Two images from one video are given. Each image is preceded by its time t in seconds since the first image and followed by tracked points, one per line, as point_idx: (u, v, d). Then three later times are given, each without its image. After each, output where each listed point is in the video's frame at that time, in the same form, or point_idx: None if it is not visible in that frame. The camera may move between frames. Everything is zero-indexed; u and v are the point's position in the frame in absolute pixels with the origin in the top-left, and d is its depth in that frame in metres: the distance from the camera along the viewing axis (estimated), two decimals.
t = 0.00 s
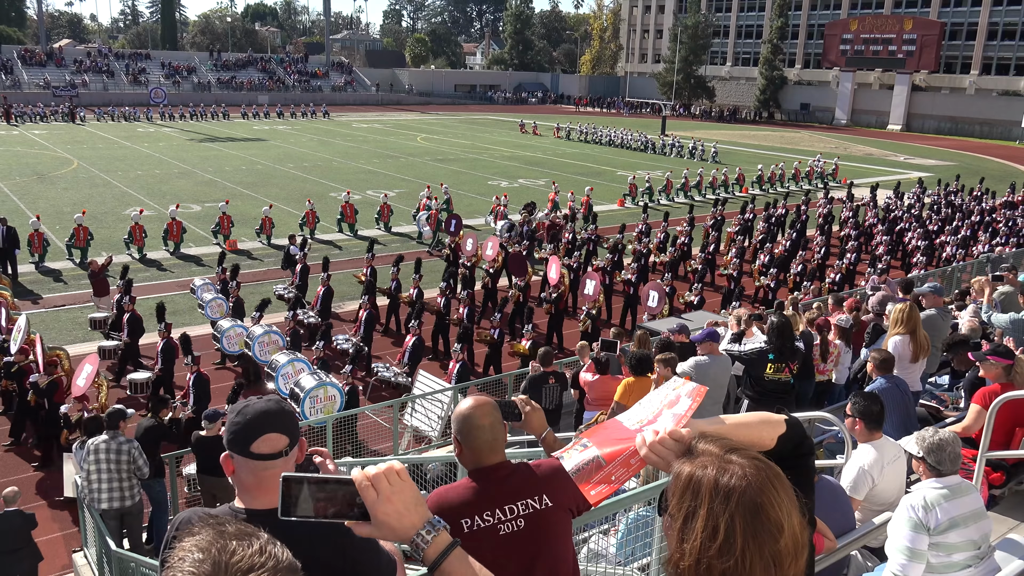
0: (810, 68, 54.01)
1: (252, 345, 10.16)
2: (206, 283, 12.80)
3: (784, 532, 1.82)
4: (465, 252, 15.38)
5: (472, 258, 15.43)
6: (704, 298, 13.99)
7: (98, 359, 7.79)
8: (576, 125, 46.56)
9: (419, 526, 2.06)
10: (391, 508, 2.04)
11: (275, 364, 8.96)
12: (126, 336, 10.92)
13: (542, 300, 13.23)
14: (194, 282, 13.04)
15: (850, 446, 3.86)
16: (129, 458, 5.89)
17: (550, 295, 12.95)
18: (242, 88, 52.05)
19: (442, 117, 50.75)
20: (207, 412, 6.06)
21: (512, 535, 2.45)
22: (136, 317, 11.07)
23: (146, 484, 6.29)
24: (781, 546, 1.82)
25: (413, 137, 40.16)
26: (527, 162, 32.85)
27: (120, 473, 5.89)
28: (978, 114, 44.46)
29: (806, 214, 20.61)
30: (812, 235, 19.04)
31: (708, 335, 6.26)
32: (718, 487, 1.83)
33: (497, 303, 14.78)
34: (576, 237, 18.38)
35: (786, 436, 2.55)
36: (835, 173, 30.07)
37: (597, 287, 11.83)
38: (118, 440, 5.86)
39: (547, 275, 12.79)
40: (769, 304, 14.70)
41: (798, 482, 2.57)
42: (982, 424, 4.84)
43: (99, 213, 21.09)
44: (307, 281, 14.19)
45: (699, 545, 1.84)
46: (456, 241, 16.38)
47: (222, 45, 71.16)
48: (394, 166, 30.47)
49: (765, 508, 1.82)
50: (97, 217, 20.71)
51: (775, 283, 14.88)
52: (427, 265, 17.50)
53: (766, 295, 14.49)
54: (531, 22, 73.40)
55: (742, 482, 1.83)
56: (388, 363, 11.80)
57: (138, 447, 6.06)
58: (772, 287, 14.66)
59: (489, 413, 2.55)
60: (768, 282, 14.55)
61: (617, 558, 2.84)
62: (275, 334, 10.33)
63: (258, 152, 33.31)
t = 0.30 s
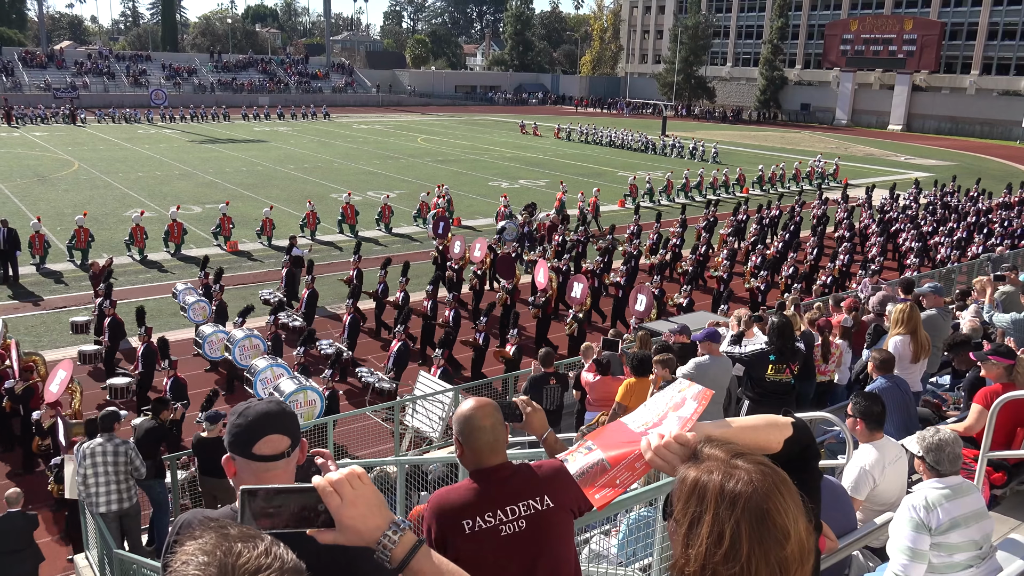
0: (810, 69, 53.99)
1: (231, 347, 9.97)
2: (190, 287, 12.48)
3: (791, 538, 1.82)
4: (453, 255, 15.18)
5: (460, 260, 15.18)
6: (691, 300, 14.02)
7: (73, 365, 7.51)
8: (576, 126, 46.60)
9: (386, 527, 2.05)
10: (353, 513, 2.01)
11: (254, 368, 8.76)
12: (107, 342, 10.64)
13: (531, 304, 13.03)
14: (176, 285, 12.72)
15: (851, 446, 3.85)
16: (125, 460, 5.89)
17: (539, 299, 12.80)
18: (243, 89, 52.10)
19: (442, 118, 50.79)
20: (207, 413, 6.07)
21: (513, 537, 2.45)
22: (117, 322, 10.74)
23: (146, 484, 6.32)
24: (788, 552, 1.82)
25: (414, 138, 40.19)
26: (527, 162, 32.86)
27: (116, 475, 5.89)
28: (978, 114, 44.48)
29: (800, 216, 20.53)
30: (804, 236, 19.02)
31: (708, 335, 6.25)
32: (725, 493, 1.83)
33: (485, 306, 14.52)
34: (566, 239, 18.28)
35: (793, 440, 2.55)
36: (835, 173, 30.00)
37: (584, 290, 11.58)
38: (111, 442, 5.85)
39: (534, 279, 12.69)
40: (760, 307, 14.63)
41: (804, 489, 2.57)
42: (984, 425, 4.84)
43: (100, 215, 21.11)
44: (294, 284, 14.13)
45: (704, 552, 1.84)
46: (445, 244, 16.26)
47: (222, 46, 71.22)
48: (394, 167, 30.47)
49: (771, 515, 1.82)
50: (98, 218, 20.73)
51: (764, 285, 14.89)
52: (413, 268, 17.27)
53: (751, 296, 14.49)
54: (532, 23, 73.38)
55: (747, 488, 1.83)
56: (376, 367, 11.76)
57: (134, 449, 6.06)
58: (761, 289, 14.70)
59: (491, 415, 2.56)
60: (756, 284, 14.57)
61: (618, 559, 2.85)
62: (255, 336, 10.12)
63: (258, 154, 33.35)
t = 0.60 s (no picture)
0: (810, 69, 53.95)
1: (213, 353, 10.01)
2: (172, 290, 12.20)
3: (792, 542, 1.82)
4: (441, 258, 15.13)
5: (447, 263, 15.12)
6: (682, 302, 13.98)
7: (46, 373, 7.51)
8: (577, 126, 46.62)
9: (349, 533, 2.03)
10: (312, 520, 2.01)
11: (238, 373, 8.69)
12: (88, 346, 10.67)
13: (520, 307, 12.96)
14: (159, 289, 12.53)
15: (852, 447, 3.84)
16: (124, 461, 5.90)
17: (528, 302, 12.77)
18: (243, 90, 52.13)
19: (442, 119, 50.82)
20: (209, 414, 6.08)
21: (514, 538, 2.44)
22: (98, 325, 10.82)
23: (145, 485, 6.31)
24: (789, 556, 1.82)
25: (414, 139, 40.19)
26: (527, 163, 32.85)
27: (116, 476, 5.89)
28: (979, 114, 44.51)
29: (795, 217, 20.53)
30: (796, 239, 19.08)
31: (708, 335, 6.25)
32: (726, 497, 1.83)
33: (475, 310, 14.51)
34: (557, 241, 18.26)
35: (796, 443, 2.54)
36: (836, 173, 29.96)
37: (571, 294, 11.47)
38: (110, 444, 5.86)
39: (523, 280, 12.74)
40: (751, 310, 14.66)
41: (805, 493, 2.57)
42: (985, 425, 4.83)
43: (101, 216, 21.12)
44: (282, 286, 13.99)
45: (705, 556, 1.84)
46: (432, 245, 16.16)
47: (223, 47, 71.27)
48: (395, 168, 30.47)
49: (772, 518, 1.82)
50: (99, 219, 20.75)
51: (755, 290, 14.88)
52: (399, 271, 17.12)
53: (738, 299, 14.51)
54: (532, 23, 73.36)
55: (748, 491, 1.83)
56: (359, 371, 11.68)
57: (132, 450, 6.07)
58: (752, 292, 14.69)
59: (491, 416, 2.58)
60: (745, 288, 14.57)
61: (619, 560, 2.85)
62: (238, 341, 10.17)
63: (259, 155, 33.36)
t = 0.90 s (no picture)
0: (811, 71, 53.97)
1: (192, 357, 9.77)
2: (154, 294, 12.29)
3: (781, 545, 1.82)
4: (428, 260, 15.08)
5: (436, 266, 15.10)
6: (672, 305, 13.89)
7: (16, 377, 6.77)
8: (577, 128, 46.64)
9: (322, 535, 2.01)
10: (286, 524, 2.00)
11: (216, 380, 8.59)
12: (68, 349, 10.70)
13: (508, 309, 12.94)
14: (140, 292, 12.43)
15: (852, 448, 3.84)
16: (127, 462, 5.90)
17: (516, 304, 12.75)
18: (244, 91, 52.16)
19: (442, 121, 50.85)
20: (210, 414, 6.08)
21: (514, 539, 2.44)
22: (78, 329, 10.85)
23: (145, 485, 6.31)
24: (778, 561, 1.82)
25: (415, 140, 40.22)
26: (527, 164, 32.86)
27: (119, 476, 5.89)
28: (980, 115, 44.57)
29: (789, 220, 20.53)
30: (791, 241, 19.06)
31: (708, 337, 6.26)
32: (716, 497, 1.83)
33: (463, 313, 14.49)
34: (548, 243, 18.23)
35: (798, 445, 2.54)
36: (836, 174, 29.93)
37: (559, 297, 11.43)
38: (112, 445, 5.86)
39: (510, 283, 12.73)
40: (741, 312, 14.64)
41: (804, 494, 2.57)
42: (985, 426, 4.83)
43: (101, 217, 21.13)
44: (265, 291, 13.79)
45: (694, 555, 1.84)
46: (419, 248, 16.16)
47: (224, 48, 71.35)
48: (396, 169, 30.50)
49: (763, 520, 1.82)
50: (99, 220, 20.77)
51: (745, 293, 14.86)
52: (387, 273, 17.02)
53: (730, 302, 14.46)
54: (533, 25, 73.38)
55: (740, 492, 1.82)
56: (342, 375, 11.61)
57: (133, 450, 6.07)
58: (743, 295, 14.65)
59: (490, 417, 2.57)
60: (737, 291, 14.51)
61: (619, 561, 2.86)
62: (217, 345, 9.95)
63: (260, 155, 33.39)
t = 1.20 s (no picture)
0: (810, 71, 54.03)
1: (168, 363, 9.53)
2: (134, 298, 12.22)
3: (761, 544, 1.82)
4: (413, 263, 14.98)
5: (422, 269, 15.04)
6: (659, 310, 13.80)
7: None
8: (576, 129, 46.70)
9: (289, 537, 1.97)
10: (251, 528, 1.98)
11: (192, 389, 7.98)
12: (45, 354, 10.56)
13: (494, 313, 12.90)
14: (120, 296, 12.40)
15: (851, 449, 3.84)
16: (127, 463, 5.90)
17: (501, 308, 12.72)
18: (243, 92, 52.22)
19: (441, 122, 50.90)
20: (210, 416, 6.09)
21: (514, 540, 2.44)
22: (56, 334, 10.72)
23: (144, 487, 6.31)
24: (758, 559, 1.81)
25: (414, 141, 40.28)
26: (526, 165, 32.89)
27: (120, 477, 5.89)
28: (979, 116, 44.72)
29: (781, 222, 20.50)
30: (783, 244, 19.08)
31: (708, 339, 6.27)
32: (698, 494, 1.83)
33: (449, 317, 14.44)
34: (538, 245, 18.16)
35: (797, 447, 2.54)
36: (835, 175, 29.95)
37: (543, 302, 11.38)
38: (112, 445, 5.85)
39: (496, 287, 12.72)
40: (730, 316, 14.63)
41: (803, 493, 2.58)
42: (985, 426, 4.83)
43: (100, 219, 21.11)
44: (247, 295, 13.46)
45: (675, 550, 1.85)
46: (405, 250, 15.93)
47: (223, 50, 71.41)
48: (395, 171, 30.53)
49: (743, 518, 1.81)
50: (99, 222, 20.77)
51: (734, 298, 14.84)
52: (372, 277, 16.96)
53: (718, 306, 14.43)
54: (532, 26, 73.45)
55: (722, 490, 1.82)
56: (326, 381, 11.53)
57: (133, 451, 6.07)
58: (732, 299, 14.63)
59: (488, 418, 2.56)
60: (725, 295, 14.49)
61: (619, 562, 2.88)
62: (194, 351, 9.68)
63: (259, 157, 33.41)
